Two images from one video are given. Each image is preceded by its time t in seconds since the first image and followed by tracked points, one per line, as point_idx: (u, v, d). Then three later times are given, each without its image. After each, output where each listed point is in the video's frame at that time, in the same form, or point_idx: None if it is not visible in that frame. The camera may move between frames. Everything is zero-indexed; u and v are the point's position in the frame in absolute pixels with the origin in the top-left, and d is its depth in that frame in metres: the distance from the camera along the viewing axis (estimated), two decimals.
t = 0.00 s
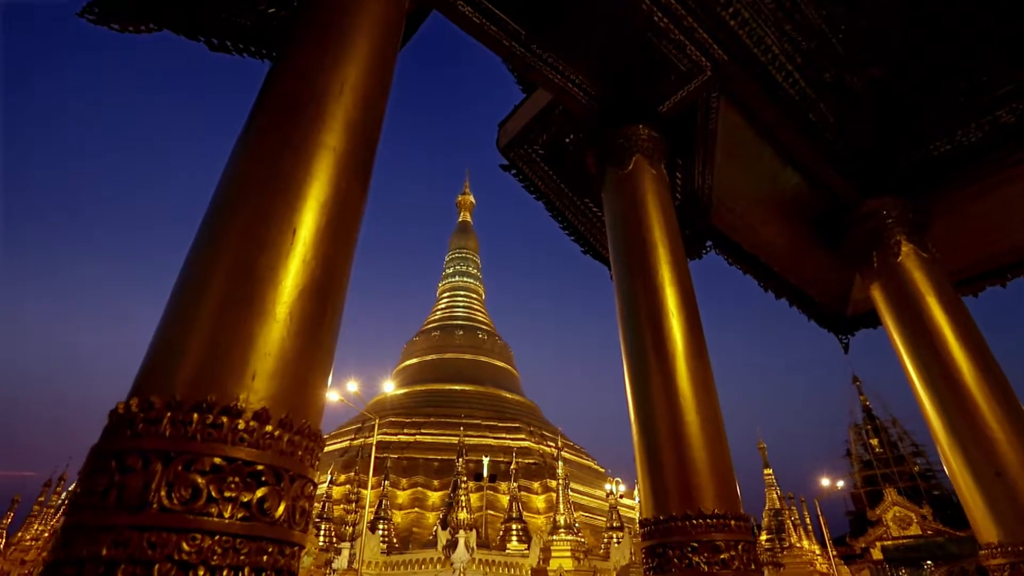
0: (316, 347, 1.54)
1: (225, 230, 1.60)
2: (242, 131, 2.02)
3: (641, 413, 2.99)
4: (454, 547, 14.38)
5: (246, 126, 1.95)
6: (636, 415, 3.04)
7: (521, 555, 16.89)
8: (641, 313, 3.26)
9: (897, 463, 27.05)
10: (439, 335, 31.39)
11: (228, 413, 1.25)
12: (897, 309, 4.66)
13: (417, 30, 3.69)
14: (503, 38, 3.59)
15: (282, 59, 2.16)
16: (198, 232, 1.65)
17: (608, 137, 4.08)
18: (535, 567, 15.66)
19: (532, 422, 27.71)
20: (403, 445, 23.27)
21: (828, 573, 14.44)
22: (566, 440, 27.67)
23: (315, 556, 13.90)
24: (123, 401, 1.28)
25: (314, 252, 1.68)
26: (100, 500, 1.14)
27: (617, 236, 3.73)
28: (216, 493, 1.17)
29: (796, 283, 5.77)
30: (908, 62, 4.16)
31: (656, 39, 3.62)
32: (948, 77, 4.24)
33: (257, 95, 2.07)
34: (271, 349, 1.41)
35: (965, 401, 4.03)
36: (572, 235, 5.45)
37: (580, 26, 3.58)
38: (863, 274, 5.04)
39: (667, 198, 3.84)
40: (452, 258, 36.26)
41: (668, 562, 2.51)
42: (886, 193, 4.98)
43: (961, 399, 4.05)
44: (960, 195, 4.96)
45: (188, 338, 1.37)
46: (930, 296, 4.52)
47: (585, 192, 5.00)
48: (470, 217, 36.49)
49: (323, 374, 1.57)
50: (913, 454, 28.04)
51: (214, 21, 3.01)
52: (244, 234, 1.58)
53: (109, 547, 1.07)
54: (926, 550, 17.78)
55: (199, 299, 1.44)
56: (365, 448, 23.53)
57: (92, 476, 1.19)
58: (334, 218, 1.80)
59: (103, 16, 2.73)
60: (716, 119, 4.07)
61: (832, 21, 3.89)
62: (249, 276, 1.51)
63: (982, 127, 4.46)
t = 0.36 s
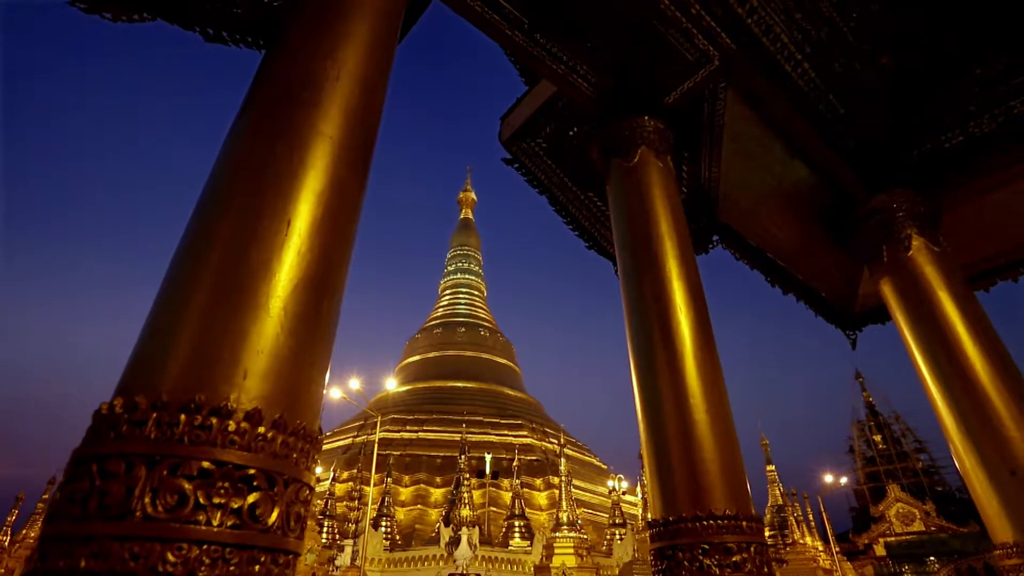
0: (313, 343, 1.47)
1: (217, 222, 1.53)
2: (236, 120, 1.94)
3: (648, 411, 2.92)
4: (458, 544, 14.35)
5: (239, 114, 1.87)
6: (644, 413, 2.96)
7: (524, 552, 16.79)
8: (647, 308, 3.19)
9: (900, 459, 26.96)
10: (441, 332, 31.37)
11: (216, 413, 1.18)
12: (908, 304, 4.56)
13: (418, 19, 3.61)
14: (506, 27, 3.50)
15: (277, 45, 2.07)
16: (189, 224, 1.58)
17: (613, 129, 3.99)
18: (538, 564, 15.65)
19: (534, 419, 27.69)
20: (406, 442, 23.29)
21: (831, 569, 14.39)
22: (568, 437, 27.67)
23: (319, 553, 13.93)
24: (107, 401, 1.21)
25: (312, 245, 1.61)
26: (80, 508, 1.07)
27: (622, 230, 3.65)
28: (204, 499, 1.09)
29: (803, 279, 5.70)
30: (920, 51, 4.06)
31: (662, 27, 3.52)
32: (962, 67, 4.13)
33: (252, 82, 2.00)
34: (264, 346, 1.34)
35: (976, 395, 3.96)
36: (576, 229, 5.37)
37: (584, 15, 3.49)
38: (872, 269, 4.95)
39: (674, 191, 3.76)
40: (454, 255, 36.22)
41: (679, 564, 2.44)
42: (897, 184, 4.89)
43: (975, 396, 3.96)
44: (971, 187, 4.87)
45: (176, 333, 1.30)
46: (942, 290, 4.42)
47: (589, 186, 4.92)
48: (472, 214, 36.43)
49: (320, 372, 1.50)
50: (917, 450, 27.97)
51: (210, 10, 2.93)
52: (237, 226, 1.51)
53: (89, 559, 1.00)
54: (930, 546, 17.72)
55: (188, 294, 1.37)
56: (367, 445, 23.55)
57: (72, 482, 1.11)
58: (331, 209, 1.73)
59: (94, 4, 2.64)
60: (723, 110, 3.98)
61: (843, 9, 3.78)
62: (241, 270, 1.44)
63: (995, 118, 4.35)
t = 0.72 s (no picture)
0: (308, 338, 1.40)
1: (207, 210, 1.45)
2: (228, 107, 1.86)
3: (655, 409, 2.84)
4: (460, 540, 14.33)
5: (231, 100, 1.79)
6: (651, 409, 2.89)
7: (526, 548, 16.84)
8: (654, 303, 3.11)
9: (903, 455, 26.90)
10: (443, 329, 31.35)
11: (203, 414, 1.10)
12: (919, 298, 4.47)
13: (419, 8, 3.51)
14: (508, 15, 3.40)
15: (272, 28, 1.99)
16: (177, 214, 1.50)
17: (619, 120, 3.90)
18: (540, 560, 15.64)
19: (536, 415, 27.68)
20: (408, 439, 23.31)
21: (833, 565, 14.35)
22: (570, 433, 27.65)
23: (322, 550, 13.95)
24: (87, 401, 1.13)
25: (307, 236, 1.53)
26: (55, 516, 0.99)
27: (628, 223, 3.57)
28: (189, 507, 1.02)
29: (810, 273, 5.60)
30: (934, 39, 3.96)
31: (669, 14, 3.42)
32: (976, 55, 4.03)
33: (246, 68, 1.92)
34: (256, 342, 1.27)
35: (989, 389, 3.87)
36: (580, 223, 5.29)
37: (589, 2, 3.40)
38: (881, 263, 4.86)
39: (681, 183, 3.67)
40: (456, 251, 36.19)
41: (689, 567, 2.36)
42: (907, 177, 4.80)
43: (988, 392, 3.87)
44: (982, 179, 4.78)
45: (162, 328, 1.22)
46: (954, 284, 4.33)
47: (593, 179, 4.84)
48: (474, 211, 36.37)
49: (316, 370, 1.43)
50: (919, 445, 27.91)
51: None
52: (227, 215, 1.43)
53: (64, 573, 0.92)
54: (933, 542, 17.65)
55: (175, 287, 1.29)
56: (370, 441, 23.56)
57: (48, 488, 1.04)
58: (327, 199, 1.65)
59: None
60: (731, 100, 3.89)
61: None
62: (231, 262, 1.36)
63: (1009, 109, 4.27)
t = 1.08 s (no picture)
0: (302, 336, 1.32)
1: (195, 199, 1.37)
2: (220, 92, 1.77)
3: (664, 407, 2.76)
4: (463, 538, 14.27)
5: (223, 85, 1.71)
6: (659, 408, 2.81)
7: (528, 545, 16.82)
8: (662, 298, 3.02)
9: (906, 451, 26.75)
10: (445, 327, 31.30)
11: (187, 416, 1.02)
12: (930, 293, 4.38)
13: None
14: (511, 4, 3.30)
15: (265, 11, 1.90)
16: (164, 203, 1.42)
17: (624, 112, 3.81)
18: (543, 557, 15.59)
19: (539, 412, 27.62)
20: (410, 437, 23.29)
21: (837, 562, 14.26)
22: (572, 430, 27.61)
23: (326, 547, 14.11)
24: (63, 403, 1.05)
25: (302, 228, 1.44)
26: (24, 529, 0.92)
27: (633, 218, 3.48)
28: (171, 518, 0.94)
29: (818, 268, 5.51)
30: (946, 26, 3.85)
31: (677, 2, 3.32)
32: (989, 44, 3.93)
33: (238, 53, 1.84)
34: (246, 340, 1.19)
35: (1004, 384, 3.78)
36: (583, 218, 5.22)
37: None
38: (891, 257, 4.77)
39: (689, 176, 3.58)
40: (457, 249, 36.13)
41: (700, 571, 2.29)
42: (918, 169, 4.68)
43: (1003, 387, 3.78)
44: (995, 171, 4.68)
45: (145, 324, 1.14)
46: (967, 279, 4.24)
47: (597, 172, 4.76)
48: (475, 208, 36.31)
49: (311, 369, 1.35)
50: (923, 441, 27.77)
51: None
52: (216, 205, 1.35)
53: None
54: (936, 538, 17.53)
55: (160, 281, 1.22)
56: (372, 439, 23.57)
57: (17, 498, 0.96)
58: (323, 189, 1.57)
59: None
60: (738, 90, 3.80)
61: None
62: (219, 254, 1.28)
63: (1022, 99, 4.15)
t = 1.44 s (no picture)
0: (293, 333, 1.24)
1: (179, 186, 1.28)
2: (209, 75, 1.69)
3: (672, 405, 2.69)
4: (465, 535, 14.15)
5: (211, 67, 1.62)
6: (668, 406, 2.72)
7: (531, 542, 16.77)
8: (669, 294, 2.93)
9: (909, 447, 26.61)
10: (447, 324, 31.26)
11: (166, 420, 0.94)
12: (943, 287, 4.28)
13: None
14: None
15: None
16: (148, 189, 1.34)
17: (630, 103, 3.71)
18: (546, 555, 15.53)
19: (541, 409, 27.57)
20: (412, 434, 23.26)
21: (841, 559, 14.17)
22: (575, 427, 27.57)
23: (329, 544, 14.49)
24: (33, 407, 0.97)
25: (295, 216, 1.36)
26: None
27: (639, 211, 3.39)
28: (146, 533, 0.86)
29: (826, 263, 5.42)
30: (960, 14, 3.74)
31: None
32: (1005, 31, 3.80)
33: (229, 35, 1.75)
34: (233, 337, 1.10)
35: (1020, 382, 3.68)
36: (587, 213, 5.13)
37: None
38: (902, 252, 4.67)
39: (697, 167, 3.49)
40: (459, 246, 36.08)
41: None
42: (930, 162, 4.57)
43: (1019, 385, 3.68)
44: (1009, 163, 4.57)
45: (127, 316, 1.06)
46: (981, 273, 4.14)
47: (601, 166, 4.67)
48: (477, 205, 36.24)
49: (304, 366, 1.27)
50: (926, 438, 27.62)
51: None
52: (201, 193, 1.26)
53: None
54: (940, 534, 17.38)
55: (143, 270, 1.14)
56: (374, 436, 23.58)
57: None
58: (318, 176, 1.48)
59: None
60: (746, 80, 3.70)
61: None
62: (206, 242, 1.19)
63: None
